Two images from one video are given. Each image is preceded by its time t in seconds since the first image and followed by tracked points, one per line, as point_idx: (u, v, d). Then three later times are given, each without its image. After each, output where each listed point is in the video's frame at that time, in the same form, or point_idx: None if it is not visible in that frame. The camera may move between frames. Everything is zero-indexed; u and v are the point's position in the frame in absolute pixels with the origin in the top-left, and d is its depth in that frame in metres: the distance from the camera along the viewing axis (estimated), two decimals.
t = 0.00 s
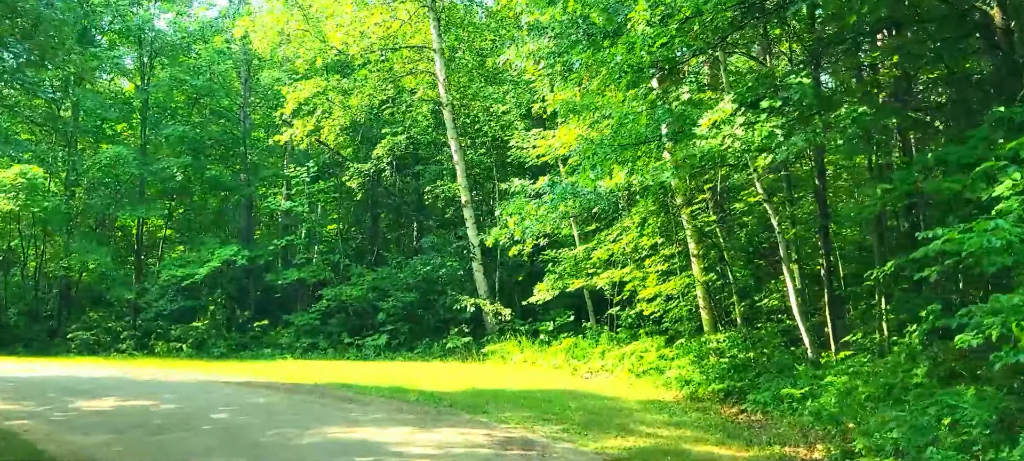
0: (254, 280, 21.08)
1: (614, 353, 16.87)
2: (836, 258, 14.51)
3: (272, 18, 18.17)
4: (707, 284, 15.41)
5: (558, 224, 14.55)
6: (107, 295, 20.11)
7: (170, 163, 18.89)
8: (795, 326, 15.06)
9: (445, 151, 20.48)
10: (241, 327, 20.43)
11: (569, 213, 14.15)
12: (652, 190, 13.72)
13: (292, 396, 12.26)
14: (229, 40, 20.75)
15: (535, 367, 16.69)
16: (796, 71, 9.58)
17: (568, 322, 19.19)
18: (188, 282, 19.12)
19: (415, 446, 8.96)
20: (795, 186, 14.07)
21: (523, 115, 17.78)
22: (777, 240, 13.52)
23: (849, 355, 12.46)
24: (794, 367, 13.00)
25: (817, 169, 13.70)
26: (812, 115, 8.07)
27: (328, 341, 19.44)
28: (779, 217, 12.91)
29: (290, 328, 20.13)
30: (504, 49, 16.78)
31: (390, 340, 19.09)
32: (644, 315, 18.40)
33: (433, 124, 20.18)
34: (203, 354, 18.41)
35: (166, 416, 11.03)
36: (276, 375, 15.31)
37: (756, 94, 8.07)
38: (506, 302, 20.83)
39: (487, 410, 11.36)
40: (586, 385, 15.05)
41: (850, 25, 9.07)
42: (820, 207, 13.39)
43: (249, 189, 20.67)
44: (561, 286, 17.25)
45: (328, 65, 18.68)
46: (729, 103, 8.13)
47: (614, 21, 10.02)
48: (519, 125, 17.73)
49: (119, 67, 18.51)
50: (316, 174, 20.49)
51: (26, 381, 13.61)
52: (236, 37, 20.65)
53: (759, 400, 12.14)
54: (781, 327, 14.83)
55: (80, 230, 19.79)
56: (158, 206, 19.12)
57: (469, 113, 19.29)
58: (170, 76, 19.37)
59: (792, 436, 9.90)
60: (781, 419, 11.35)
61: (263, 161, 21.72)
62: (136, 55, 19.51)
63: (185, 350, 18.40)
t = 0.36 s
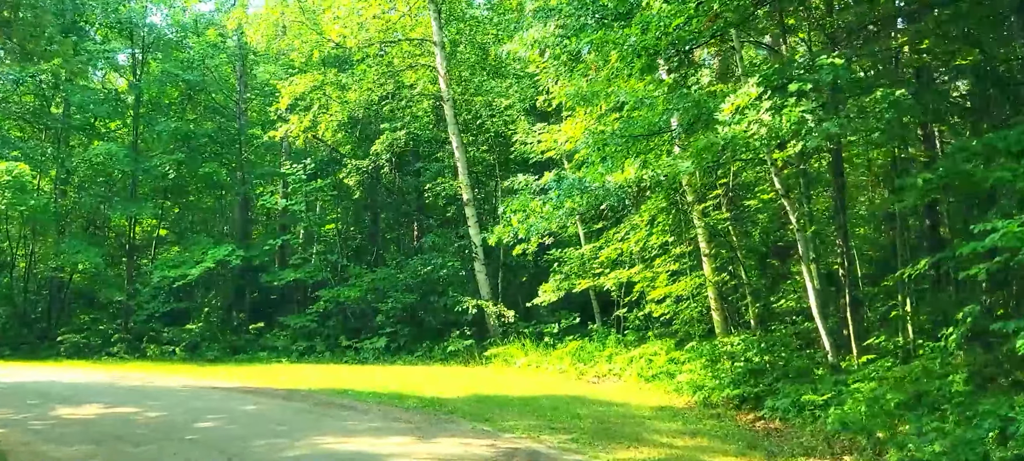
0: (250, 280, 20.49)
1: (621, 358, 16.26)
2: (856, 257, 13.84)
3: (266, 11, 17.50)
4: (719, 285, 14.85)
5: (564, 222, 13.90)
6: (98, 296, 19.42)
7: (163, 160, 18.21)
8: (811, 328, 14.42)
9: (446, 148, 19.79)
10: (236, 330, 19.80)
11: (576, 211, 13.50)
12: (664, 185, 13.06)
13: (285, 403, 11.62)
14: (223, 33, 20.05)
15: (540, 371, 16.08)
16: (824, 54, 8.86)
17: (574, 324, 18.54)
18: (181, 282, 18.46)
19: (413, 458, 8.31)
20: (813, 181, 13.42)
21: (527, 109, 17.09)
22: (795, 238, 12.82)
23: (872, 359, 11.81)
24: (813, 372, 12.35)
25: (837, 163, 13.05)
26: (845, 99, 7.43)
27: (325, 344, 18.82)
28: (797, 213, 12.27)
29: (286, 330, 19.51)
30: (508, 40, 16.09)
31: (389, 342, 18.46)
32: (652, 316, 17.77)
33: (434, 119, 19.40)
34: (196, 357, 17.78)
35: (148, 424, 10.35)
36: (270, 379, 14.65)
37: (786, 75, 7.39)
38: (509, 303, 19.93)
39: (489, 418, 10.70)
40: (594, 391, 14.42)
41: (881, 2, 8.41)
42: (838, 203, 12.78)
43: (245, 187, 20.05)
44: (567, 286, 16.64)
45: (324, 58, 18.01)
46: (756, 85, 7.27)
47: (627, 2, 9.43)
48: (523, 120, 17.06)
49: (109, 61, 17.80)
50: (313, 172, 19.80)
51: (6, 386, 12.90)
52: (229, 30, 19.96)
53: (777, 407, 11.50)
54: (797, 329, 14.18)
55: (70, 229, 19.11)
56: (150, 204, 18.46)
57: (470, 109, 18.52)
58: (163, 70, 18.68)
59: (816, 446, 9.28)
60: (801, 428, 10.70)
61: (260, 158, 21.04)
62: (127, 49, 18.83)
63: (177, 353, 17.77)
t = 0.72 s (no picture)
0: (249, 281, 19.81)
1: (634, 363, 15.58)
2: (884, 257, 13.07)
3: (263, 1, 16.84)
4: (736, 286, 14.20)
5: (574, 220, 13.18)
6: (90, 299, 18.74)
7: (157, 158, 17.54)
8: (835, 332, 13.68)
9: (450, 145, 19.10)
10: (234, 333, 19.16)
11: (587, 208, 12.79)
12: (682, 179, 12.32)
13: (279, 411, 10.94)
14: (219, 26, 19.38)
15: (548, 376, 15.40)
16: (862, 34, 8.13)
17: (583, 327, 17.82)
18: (176, 284, 17.80)
19: None
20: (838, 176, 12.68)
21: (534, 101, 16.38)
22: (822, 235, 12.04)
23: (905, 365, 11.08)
24: (841, 378, 11.61)
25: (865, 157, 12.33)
26: (891, 78, 6.71)
27: (325, 347, 18.15)
28: (823, 208, 11.55)
29: (285, 333, 18.85)
30: (514, 30, 15.40)
31: (392, 346, 17.79)
32: (665, 319, 17.03)
33: (438, 115, 18.59)
34: (192, 362, 17.13)
35: (133, 434, 9.66)
36: (265, 385, 13.96)
37: (827, 53, 6.66)
38: (516, 305, 19.24)
39: (496, 428, 10.01)
40: (605, 398, 13.71)
41: None
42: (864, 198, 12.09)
43: (244, 185, 19.38)
44: (577, 288, 15.93)
45: (323, 51, 17.34)
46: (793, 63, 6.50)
47: None
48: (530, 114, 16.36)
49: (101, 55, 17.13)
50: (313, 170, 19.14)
51: None
52: (225, 23, 19.31)
53: (804, 416, 10.77)
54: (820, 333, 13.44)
55: (62, 230, 18.44)
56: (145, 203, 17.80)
57: (475, 104, 17.76)
58: (158, 64, 18.01)
59: None
60: (831, 439, 9.98)
61: (258, 155, 20.33)
62: (121, 43, 18.16)
63: (172, 358, 17.12)
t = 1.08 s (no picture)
0: (246, 283, 19.14)
1: (648, 370, 14.92)
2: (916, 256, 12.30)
3: None
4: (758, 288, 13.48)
5: (586, 218, 12.48)
6: (83, 301, 18.10)
7: (152, 155, 16.90)
8: (862, 336, 12.94)
9: (456, 141, 18.41)
10: (232, 337, 18.51)
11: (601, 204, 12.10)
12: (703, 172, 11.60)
13: (273, 420, 10.24)
14: (216, 19, 18.73)
15: (559, 383, 14.72)
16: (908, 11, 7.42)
17: (594, 331, 17.13)
18: (171, 285, 17.14)
19: None
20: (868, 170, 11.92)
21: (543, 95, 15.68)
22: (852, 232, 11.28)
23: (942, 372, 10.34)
24: (873, 386, 10.87)
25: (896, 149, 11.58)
26: (952, 53, 5.98)
27: (326, 352, 17.49)
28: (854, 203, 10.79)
29: (285, 337, 18.19)
30: (523, 20, 14.71)
31: (395, 351, 17.12)
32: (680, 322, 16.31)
33: (443, 110, 17.86)
34: (188, 366, 16.48)
35: (115, 444, 8.97)
36: (261, 391, 13.27)
37: (877, 25, 5.95)
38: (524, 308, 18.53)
39: (505, 439, 9.31)
40: (619, 406, 13.00)
41: None
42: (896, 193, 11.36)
43: (243, 184, 18.75)
44: (589, 289, 15.22)
45: (324, 44, 16.69)
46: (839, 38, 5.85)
47: None
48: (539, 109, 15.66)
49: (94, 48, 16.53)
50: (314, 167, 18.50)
51: None
52: (223, 16, 18.66)
53: (834, 427, 10.01)
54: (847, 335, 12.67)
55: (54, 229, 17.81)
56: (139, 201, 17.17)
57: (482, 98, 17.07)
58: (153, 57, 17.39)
59: None
60: (866, 453, 9.21)
61: (258, 152, 19.65)
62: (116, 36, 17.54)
63: (167, 362, 16.48)
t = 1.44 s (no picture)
0: (245, 285, 18.68)
1: (663, 375, 14.23)
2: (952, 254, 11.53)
3: None
4: (782, 290, 12.77)
5: (600, 215, 11.77)
6: (76, 303, 17.45)
7: (147, 150, 16.25)
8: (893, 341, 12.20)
9: (462, 137, 17.74)
10: (231, 339, 17.88)
11: (616, 199, 11.39)
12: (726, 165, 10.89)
13: (266, 430, 9.55)
14: (215, 11, 18.14)
15: (570, 390, 14.04)
16: None
17: (606, 335, 16.42)
18: (166, 286, 16.48)
19: None
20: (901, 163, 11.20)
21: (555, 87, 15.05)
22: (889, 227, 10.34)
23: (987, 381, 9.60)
24: (910, 395, 10.14)
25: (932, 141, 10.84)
26: None
27: (326, 356, 16.82)
28: (889, 199, 10.06)
29: (285, 340, 17.54)
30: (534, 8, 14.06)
31: (399, 355, 16.44)
32: (696, 325, 15.60)
33: (449, 105, 17.19)
34: (183, 371, 15.83)
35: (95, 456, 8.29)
36: (257, 397, 12.60)
37: None
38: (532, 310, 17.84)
39: (516, 452, 8.63)
40: (635, 414, 12.28)
41: None
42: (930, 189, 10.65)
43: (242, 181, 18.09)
44: (603, 291, 14.54)
45: (324, 35, 16.03)
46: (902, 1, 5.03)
47: None
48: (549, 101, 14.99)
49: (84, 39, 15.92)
50: (315, 164, 17.86)
51: None
52: (222, 8, 18.05)
53: (870, 439, 9.28)
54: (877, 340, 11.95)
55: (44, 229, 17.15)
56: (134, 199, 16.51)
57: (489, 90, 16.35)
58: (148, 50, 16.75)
59: None
60: None
61: (257, 149, 19.00)
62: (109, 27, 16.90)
63: (163, 365, 15.84)
